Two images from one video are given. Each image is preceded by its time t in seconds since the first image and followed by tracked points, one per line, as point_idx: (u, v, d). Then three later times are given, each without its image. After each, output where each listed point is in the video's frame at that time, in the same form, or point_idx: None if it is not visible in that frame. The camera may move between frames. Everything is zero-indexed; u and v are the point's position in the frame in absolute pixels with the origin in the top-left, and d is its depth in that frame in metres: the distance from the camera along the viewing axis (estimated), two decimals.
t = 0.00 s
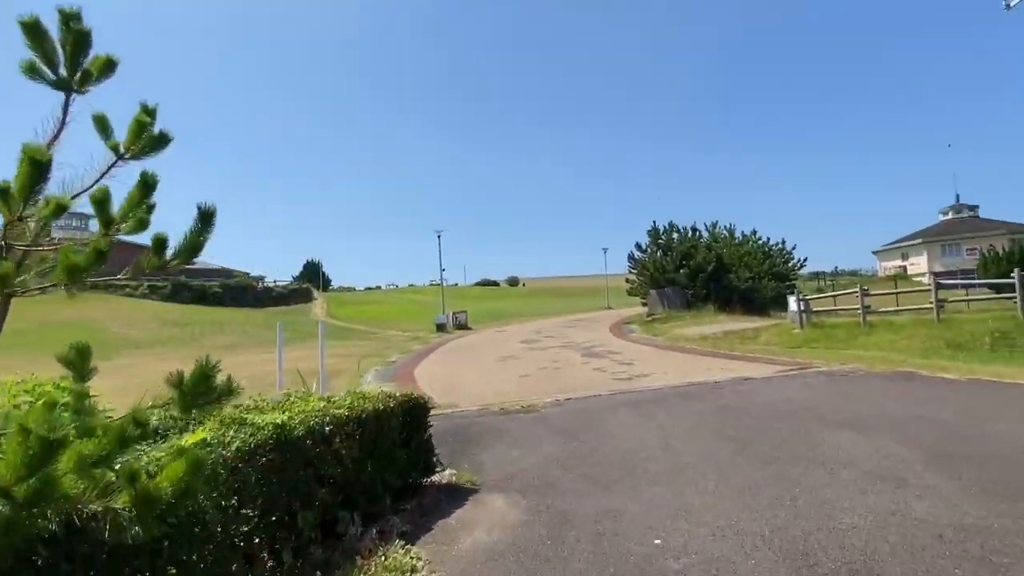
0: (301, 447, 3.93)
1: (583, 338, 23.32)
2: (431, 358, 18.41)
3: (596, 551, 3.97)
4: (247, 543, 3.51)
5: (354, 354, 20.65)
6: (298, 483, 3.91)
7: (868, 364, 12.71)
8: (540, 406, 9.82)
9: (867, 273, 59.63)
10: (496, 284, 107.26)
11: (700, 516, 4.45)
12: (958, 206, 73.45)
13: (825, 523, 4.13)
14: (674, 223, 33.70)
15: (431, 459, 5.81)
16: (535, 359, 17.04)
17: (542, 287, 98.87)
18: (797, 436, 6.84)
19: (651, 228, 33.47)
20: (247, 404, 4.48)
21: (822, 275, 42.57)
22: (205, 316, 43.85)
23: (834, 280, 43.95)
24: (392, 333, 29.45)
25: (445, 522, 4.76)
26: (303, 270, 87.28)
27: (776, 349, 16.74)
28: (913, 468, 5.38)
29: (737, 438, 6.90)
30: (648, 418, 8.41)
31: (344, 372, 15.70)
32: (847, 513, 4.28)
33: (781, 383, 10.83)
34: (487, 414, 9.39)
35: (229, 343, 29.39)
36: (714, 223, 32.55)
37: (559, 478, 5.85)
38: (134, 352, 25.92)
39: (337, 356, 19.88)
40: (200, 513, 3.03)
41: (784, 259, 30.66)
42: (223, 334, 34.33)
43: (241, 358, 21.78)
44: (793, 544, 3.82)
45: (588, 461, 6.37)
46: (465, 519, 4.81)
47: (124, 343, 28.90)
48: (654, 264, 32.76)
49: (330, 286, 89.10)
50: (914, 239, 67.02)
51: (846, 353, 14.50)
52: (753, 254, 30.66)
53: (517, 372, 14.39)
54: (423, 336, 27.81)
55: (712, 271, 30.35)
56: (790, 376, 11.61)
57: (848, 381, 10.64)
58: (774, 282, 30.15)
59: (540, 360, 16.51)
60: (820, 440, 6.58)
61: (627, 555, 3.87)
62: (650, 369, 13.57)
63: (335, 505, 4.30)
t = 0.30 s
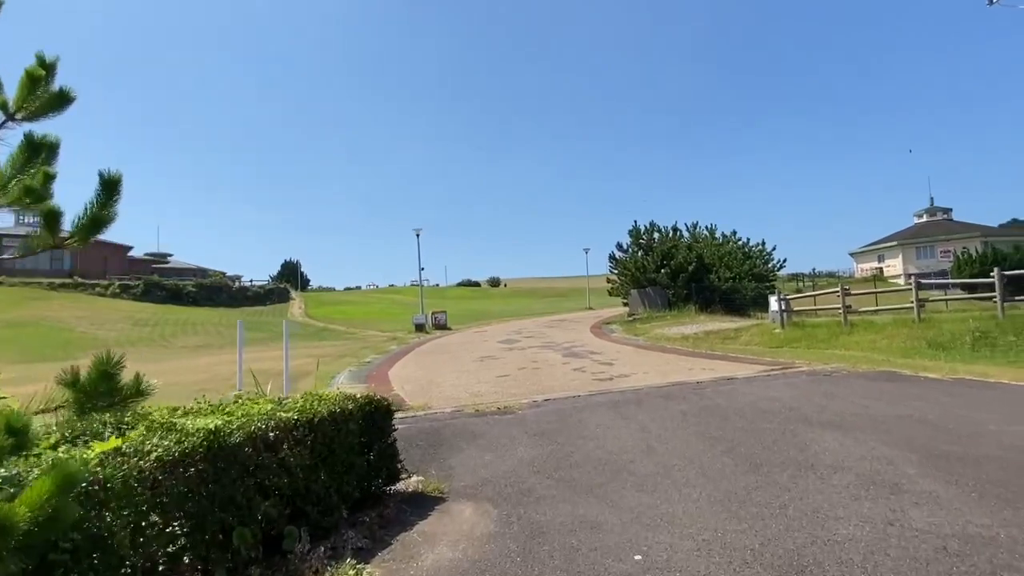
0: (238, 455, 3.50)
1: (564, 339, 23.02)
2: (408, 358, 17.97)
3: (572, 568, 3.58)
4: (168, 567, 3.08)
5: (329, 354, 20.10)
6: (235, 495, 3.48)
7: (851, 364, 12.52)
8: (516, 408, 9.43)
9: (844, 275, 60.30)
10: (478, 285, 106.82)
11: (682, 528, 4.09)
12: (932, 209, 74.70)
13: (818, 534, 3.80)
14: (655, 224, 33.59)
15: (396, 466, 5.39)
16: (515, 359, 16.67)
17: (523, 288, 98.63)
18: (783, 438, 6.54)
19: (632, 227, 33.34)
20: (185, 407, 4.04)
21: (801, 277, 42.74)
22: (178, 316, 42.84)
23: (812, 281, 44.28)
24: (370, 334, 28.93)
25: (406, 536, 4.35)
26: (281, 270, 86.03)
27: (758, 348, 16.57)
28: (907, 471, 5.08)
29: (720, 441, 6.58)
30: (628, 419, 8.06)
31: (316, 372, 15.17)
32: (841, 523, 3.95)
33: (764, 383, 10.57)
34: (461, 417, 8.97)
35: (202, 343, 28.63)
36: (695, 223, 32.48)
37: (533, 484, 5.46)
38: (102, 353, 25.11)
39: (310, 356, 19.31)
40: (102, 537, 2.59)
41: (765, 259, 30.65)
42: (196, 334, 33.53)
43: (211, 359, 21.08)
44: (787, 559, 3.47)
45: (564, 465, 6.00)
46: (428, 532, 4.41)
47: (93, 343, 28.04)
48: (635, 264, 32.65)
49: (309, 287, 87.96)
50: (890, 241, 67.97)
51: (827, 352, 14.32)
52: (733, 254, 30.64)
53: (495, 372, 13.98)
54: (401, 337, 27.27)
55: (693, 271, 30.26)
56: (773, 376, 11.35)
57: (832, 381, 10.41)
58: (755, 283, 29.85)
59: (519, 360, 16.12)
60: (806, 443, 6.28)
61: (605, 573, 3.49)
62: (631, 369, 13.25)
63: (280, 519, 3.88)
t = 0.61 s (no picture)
0: (165, 480, 3.07)
1: (550, 340, 22.62)
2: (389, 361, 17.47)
3: None
4: None
5: (308, 356, 19.53)
6: (160, 527, 3.04)
7: (842, 367, 12.21)
8: (497, 414, 9.01)
9: (830, 276, 60.57)
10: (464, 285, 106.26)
11: (670, 555, 3.70)
12: (916, 210, 75.31)
13: (821, 563, 3.42)
14: (642, 224, 33.34)
15: (360, 483, 4.96)
16: (499, 361, 16.22)
17: (511, 288, 98.27)
18: (776, 448, 6.17)
19: (619, 228, 33.07)
20: (112, 425, 3.59)
21: (787, 278, 42.74)
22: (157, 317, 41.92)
23: (799, 282, 44.36)
24: (353, 335, 28.37)
25: (365, 566, 3.92)
26: (266, 270, 84.96)
27: (746, 350, 16.27)
28: (911, 487, 4.73)
29: (711, 451, 6.20)
30: (613, 427, 7.68)
31: (292, 375, 14.62)
32: (846, 550, 3.58)
33: (754, 387, 10.23)
34: (439, 424, 8.53)
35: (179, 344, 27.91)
36: (682, 224, 32.27)
37: (510, 502, 5.05)
38: (74, 355, 24.35)
39: (289, 359, 18.75)
40: None
41: (752, 260, 30.48)
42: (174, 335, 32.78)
43: (186, 361, 20.43)
44: None
45: (544, 479, 5.60)
46: (389, 561, 3.98)
47: (66, 345, 27.23)
48: (623, 265, 32.37)
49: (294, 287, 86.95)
50: (875, 242, 68.40)
51: (817, 355, 14.05)
52: (720, 254, 30.44)
53: (478, 376, 13.53)
54: (384, 338, 26.74)
55: (681, 272, 29.99)
56: (763, 380, 11.02)
57: (824, 385, 10.08)
58: (742, 283, 29.81)
59: (503, 363, 15.68)
60: (801, 454, 5.92)
61: None
62: (617, 372, 12.88)
63: (218, 551, 3.44)
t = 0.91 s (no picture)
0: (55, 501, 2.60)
1: (538, 340, 22.17)
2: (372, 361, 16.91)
3: None
4: None
5: (289, 356, 18.92)
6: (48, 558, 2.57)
7: (838, 367, 11.83)
8: (479, 417, 8.54)
9: (820, 276, 60.55)
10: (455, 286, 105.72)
11: None
12: (906, 211, 75.55)
13: None
14: (633, 223, 32.97)
15: (316, 495, 4.48)
16: (485, 362, 15.74)
17: (502, 288, 97.78)
18: (775, 456, 5.74)
19: (610, 226, 32.67)
20: (12, 435, 3.12)
21: (778, 279, 42.54)
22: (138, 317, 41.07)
23: (789, 283, 44.20)
24: (338, 335, 27.79)
25: None
26: (253, 270, 83.94)
27: (738, 350, 15.88)
28: (924, 500, 4.31)
29: (703, 458, 5.76)
30: (600, 431, 7.23)
31: (269, 376, 14.04)
32: None
33: (748, 389, 9.81)
34: (417, 428, 8.05)
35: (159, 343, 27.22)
36: (673, 223, 31.91)
37: (482, 515, 4.58)
38: (48, 355, 23.57)
39: (268, 359, 18.16)
40: None
41: (743, 260, 30.15)
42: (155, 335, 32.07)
43: (163, 361, 19.77)
44: None
45: (522, 490, 5.14)
46: None
47: (41, 345, 26.47)
48: (613, 264, 31.98)
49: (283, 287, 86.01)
50: (865, 243, 68.51)
51: (812, 355, 13.67)
52: (712, 254, 30.09)
53: (463, 377, 13.04)
54: (370, 338, 26.14)
55: (672, 271, 29.61)
56: (757, 381, 10.61)
57: (820, 387, 9.69)
58: (733, 283, 29.49)
59: (489, 364, 15.20)
60: (801, 461, 5.49)
61: None
62: (606, 373, 12.43)
63: None
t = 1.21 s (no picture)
0: None
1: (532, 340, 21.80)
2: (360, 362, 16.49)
3: None
4: None
5: (276, 357, 18.49)
6: None
7: (839, 368, 11.49)
8: (467, 421, 8.15)
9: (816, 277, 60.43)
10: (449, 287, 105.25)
11: None
12: (900, 211, 75.54)
13: None
14: (628, 222, 32.63)
15: (280, 511, 4.09)
16: (476, 362, 15.35)
17: (497, 287, 97.39)
18: (779, 465, 5.37)
19: (605, 225, 32.32)
20: None
21: (773, 279, 42.31)
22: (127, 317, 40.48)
23: (785, 283, 44.03)
24: (329, 335, 27.34)
25: None
26: (247, 269, 83.36)
27: (736, 351, 15.54)
28: (947, 516, 3.95)
29: (702, 468, 5.39)
30: (593, 436, 6.86)
31: (252, 377, 13.59)
32: None
33: (747, 391, 9.45)
34: (401, 433, 7.63)
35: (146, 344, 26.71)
36: (669, 222, 31.62)
37: (462, 533, 4.18)
38: (30, 355, 23.03)
39: (254, 359, 17.70)
40: None
41: (739, 260, 29.85)
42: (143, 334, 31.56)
43: (147, 361, 19.29)
44: None
45: (507, 503, 4.75)
46: None
47: (24, 345, 25.91)
48: (608, 263, 31.66)
49: (276, 287, 85.40)
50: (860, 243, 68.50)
51: (811, 356, 13.33)
52: (708, 253, 29.78)
53: (452, 378, 12.60)
54: (361, 338, 25.68)
55: (668, 271, 29.28)
56: (756, 383, 10.24)
57: (822, 389, 9.34)
58: (729, 283, 29.18)
59: (481, 365, 14.80)
60: (808, 470, 5.13)
61: None
62: (601, 375, 12.04)
63: None
